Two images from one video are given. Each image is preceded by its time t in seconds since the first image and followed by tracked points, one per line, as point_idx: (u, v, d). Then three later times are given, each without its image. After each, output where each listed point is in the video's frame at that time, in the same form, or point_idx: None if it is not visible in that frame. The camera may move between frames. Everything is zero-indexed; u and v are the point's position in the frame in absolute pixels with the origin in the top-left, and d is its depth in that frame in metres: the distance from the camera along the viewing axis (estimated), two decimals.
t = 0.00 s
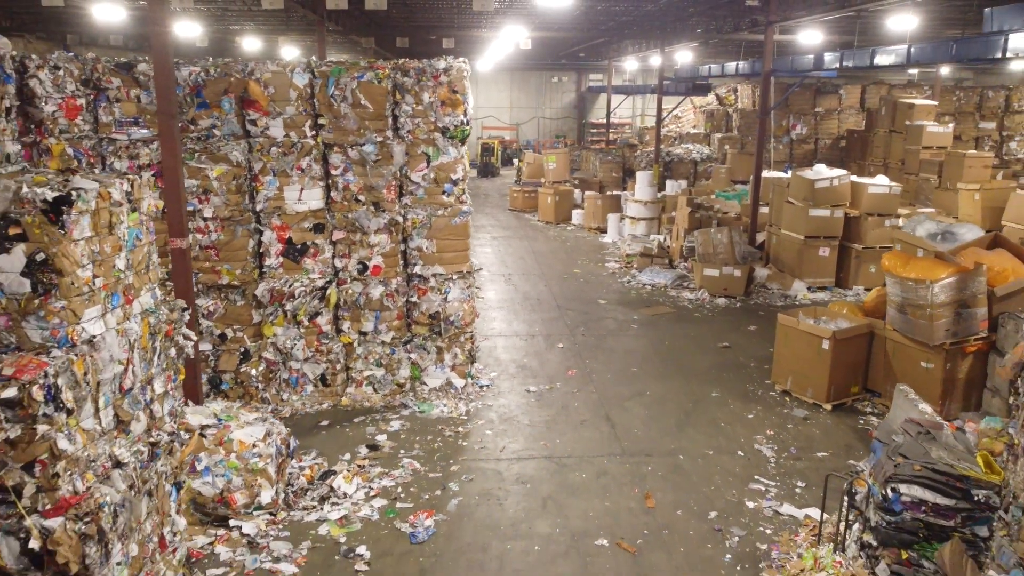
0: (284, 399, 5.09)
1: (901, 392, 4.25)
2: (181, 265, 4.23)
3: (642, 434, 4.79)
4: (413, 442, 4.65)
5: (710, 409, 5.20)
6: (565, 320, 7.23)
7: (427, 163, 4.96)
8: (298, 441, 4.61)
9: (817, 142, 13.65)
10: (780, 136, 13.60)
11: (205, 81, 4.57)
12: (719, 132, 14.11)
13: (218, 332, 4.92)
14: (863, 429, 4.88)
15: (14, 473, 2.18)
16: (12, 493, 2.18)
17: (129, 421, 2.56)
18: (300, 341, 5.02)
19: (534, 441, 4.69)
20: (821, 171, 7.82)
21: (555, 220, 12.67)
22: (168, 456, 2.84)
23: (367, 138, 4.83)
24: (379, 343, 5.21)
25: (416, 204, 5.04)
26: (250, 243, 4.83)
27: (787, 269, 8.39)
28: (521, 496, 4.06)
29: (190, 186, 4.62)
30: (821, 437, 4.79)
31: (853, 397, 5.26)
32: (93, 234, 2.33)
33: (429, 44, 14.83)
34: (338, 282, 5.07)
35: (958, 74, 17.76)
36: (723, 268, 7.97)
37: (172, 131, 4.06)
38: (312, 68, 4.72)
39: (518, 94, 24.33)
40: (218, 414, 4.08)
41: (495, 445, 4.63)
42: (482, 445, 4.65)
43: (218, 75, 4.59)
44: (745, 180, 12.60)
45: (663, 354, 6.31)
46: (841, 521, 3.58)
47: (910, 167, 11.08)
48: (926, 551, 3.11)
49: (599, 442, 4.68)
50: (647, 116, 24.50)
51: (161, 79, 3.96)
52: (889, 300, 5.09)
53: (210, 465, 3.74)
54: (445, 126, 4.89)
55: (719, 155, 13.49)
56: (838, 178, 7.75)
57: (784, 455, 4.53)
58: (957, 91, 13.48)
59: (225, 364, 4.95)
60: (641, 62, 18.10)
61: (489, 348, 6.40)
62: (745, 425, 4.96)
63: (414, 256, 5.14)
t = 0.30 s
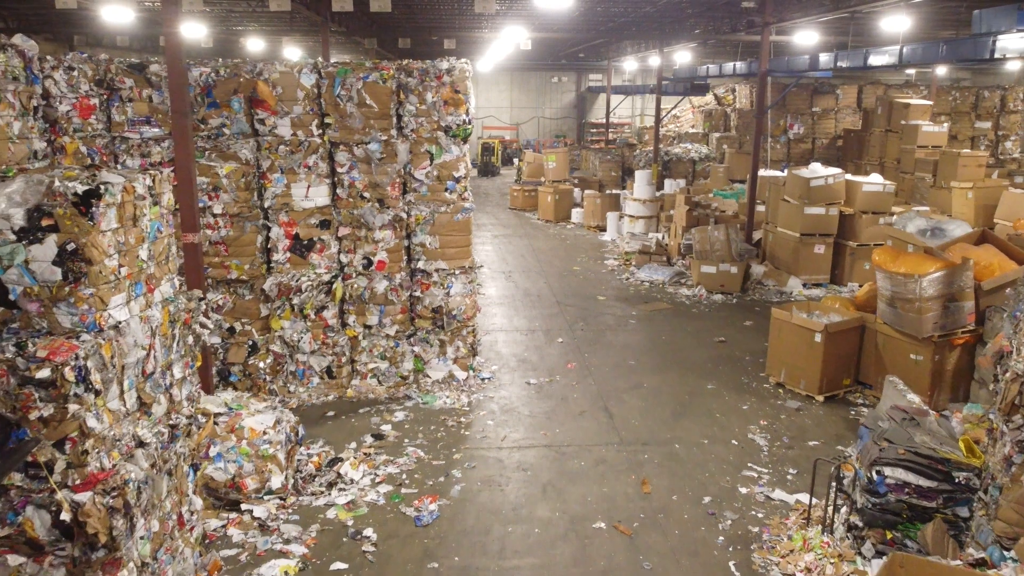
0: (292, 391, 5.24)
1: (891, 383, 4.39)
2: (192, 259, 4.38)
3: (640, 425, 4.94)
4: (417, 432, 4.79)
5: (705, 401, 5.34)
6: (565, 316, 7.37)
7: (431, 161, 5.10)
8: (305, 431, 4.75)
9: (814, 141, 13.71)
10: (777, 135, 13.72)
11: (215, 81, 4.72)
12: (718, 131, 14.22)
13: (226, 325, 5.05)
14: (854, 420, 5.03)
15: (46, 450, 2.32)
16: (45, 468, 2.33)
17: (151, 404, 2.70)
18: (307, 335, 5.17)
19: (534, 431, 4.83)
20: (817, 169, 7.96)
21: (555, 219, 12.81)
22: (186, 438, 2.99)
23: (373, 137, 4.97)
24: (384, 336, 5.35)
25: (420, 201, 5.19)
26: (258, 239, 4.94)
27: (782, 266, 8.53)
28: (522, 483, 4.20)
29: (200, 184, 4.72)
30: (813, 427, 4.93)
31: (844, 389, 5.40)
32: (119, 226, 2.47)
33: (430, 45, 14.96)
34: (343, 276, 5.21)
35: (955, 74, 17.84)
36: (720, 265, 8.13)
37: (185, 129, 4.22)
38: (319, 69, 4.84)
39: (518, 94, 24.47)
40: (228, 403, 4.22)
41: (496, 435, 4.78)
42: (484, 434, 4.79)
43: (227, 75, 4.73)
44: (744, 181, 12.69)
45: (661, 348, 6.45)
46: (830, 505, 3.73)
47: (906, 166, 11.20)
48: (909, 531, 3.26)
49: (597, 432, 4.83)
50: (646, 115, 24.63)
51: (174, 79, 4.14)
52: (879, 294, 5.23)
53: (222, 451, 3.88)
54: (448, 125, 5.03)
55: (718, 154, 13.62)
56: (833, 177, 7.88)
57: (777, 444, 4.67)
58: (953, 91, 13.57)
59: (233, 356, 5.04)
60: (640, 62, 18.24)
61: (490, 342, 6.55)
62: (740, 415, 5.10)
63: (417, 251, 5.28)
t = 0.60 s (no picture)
0: (298, 382, 5.38)
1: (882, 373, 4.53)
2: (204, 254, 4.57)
3: (637, 415, 5.08)
4: (421, 422, 4.94)
5: (701, 393, 5.48)
6: (565, 312, 7.52)
7: (434, 159, 5.24)
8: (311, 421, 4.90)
9: (812, 140, 13.80)
10: (775, 135, 13.84)
11: (225, 81, 4.86)
12: (716, 131, 14.34)
13: (235, 319, 5.20)
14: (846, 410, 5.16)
15: (75, 429, 2.47)
16: (73, 447, 2.47)
17: (171, 388, 2.84)
18: (313, 328, 5.31)
19: (535, 421, 4.97)
20: (813, 168, 8.10)
21: (555, 218, 12.96)
22: (203, 422, 3.13)
23: (377, 136, 5.10)
24: (388, 329, 5.50)
25: (423, 198, 5.33)
26: (266, 235, 5.11)
27: (779, 263, 8.63)
28: (522, 470, 4.34)
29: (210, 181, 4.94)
30: (806, 418, 5.07)
31: (837, 381, 5.54)
32: (142, 219, 2.62)
33: (432, 45, 15.10)
34: (349, 271, 5.35)
35: (953, 74, 17.94)
36: (717, 262, 8.29)
37: (197, 127, 4.37)
38: (326, 69, 4.98)
39: (518, 94, 24.63)
40: (238, 393, 4.36)
41: (497, 425, 4.92)
42: (485, 424, 4.94)
43: (237, 75, 4.88)
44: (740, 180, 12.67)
45: (659, 342, 6.60)
46: (819, 489, 3.87)
47: (902, 165, 11.32)
48: (894, 513, 3.39)
49: (596, 422, 4.97)
50: (646, 115, 24.77)
51: (187, 80, 4.28)
52: (871, 289, 5.37)
53: (234, 438, 4.02)
54: (451, 124, 5.18)
55: (716, 154, 13.77)
56: (828, 175, 8.02)
57: (769, 433, 4.81)
58: (950, 91, 13.69)
59: (242, 349, 5.22)
60: (639, 63, 18.37)
61: (491, 336, 6.69)
62: (734, 406, 5.24)
63: (421, 247, 5.43)
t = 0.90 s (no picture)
0: (304, 375, 5.52)
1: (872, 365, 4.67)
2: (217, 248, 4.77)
3: (635, 406, 5.22)
4: (424, 413, 5.08)
5: (697, 385, 5.63)
6: (564, 307, 7.67)
7: (437, 157, 5.39)
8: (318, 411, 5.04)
9: (809, 140, 13.93)
10: (772, 135, 13.96)
11: (234, 81, 5.02)
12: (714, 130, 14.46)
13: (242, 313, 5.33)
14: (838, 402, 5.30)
15: (100, 410, 2.61)
16: (99, 427, 2.62)
17: (188, 373, 2.99)
18: (319, 322, 5.45)
19: (535, 412, 5.12)
20: (808, 167, 8.23)
21: (555, 216, 13.10)
22: (219, 407, 3.28)
23: (382, 134, 5.25)
24: (392, 323, 5.64)
25: (426, 195, 5.47)
26: (273, 230, 5.24)
27: (775, 260, 8.76)
28: (523, 458, 4.48)
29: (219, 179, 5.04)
30: (798, 409, 5.21)
31: (830, 373, 5.68)
32: (163, 212, 2.76)
33: (433, 46, 15.24)
34: (354, 267, 5.49)
35: (950, 75, 18.07)
36: (714, 259, 8.44)
37: (206, 124, 4.62)
38: (332, 70, 5.13)
39: (518, 94, 24.76)
40: (248, 382, 4.50)
41: (499, 415, 5.07)
42: (487, 415, 5.08)
43: (246, 76, 5.03)
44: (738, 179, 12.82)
45: (657, 337, 6.74)
46: (810, 475, 4.01)
47: (897, 164, 11.45)
48: (881, 497, 3.53)
49: (595, 413, 5.12)
50: (645, 115, 24.91)
51: (199, 80, 4.55)
52: (862, 284, 5.50)
53: (244, 426, 4.16)
54: (453, 123, 5.32)
55: (714, 153, 13.91)
56: (823, 174, 8.14)
57: (763, 423, 4.96)
58: (946, 91, 13.83)
59: (250, 342, 5.34)
60: (639, 63, 18.50)
61: (492, 331, 6.84)
62: (729, 398, 5.39)
63: (424, 243, 5.56)
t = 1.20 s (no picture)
0: (310, 367, 5.68)
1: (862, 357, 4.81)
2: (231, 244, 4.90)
3: (632, 398, 5.37)
4: (428, 404, 5.23)
5: (694, 378, 5.77)
6: (564, 303, 7.81)
7: (439, 155, 5.53)
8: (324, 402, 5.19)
9: (806, 139, 14.08)
10: (770, 134, 14.09)
11: (242, 81, 5.15)
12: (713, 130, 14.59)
13: (250, 307, 5.48)
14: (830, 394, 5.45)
15: (123, 394, 2.76)
16: (122, 410, 2.77)
17: (204, 360, 3.13)
18: (325, 316, 5.60)
19: (536, 404, 5.26)
20: (804, 165, 8.34)
21: (554, 215, 13.25)
22: (233, 393, 3.43)
23: (386, 133, 5.39)
24: (396, 317, 5.78)
25: (429, 193, 5.61)
26: (280, 227, 5.39)
27: (771, 257, 8.87)
28: (523, 446, 4.63)
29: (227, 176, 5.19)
30: (791, 400, 5.35)
31: (822, 367, 5.83)
32: (181, 207, 2.90)
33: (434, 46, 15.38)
34: (359, 262, 5.63)
35: (947, 75, 18.19)
36: (711, 256, 8.58)
37: (217, 122, 4.78)
38: (338, 70, 5.26)
39: (518, 94, 24.91)
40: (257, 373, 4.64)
41: (500, 406, 5.21)
42: (489, 406, 5.23)
43: (253, 76, 5.16)
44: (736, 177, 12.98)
45: (654, 332, 6.89)
46: (801, 462, 4.15)
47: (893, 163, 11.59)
48: (868, 481, 3.67)
49: (593, 404, 5.26)
50: (644, 115, 25.06)
51: (211, 80, 4.69)
52: (854, 279, 5.65)
53: (254, 415, 4.30)
54: (456, 122, 5.46)
55: (712, 152, 14.06)
56: (818, 172, 8.26)
57: (757, 414, 5.10)
58: (942, 91, 13.96)
59: (257, 335, 5.49)
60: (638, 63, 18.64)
61: (493, 326, 6.98)
62: (724, 390, 5.53)
63: (427, 239, 5.70)
